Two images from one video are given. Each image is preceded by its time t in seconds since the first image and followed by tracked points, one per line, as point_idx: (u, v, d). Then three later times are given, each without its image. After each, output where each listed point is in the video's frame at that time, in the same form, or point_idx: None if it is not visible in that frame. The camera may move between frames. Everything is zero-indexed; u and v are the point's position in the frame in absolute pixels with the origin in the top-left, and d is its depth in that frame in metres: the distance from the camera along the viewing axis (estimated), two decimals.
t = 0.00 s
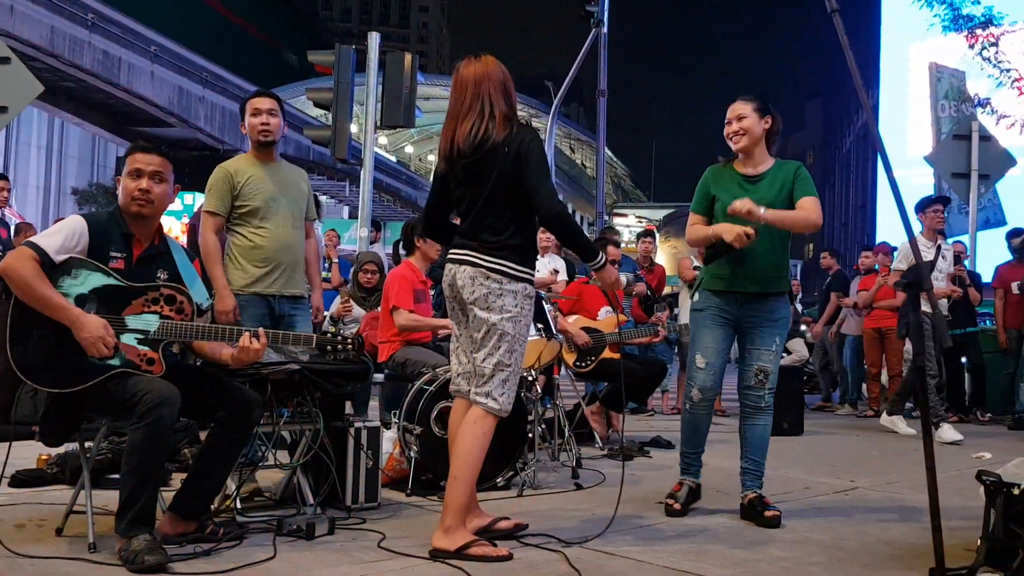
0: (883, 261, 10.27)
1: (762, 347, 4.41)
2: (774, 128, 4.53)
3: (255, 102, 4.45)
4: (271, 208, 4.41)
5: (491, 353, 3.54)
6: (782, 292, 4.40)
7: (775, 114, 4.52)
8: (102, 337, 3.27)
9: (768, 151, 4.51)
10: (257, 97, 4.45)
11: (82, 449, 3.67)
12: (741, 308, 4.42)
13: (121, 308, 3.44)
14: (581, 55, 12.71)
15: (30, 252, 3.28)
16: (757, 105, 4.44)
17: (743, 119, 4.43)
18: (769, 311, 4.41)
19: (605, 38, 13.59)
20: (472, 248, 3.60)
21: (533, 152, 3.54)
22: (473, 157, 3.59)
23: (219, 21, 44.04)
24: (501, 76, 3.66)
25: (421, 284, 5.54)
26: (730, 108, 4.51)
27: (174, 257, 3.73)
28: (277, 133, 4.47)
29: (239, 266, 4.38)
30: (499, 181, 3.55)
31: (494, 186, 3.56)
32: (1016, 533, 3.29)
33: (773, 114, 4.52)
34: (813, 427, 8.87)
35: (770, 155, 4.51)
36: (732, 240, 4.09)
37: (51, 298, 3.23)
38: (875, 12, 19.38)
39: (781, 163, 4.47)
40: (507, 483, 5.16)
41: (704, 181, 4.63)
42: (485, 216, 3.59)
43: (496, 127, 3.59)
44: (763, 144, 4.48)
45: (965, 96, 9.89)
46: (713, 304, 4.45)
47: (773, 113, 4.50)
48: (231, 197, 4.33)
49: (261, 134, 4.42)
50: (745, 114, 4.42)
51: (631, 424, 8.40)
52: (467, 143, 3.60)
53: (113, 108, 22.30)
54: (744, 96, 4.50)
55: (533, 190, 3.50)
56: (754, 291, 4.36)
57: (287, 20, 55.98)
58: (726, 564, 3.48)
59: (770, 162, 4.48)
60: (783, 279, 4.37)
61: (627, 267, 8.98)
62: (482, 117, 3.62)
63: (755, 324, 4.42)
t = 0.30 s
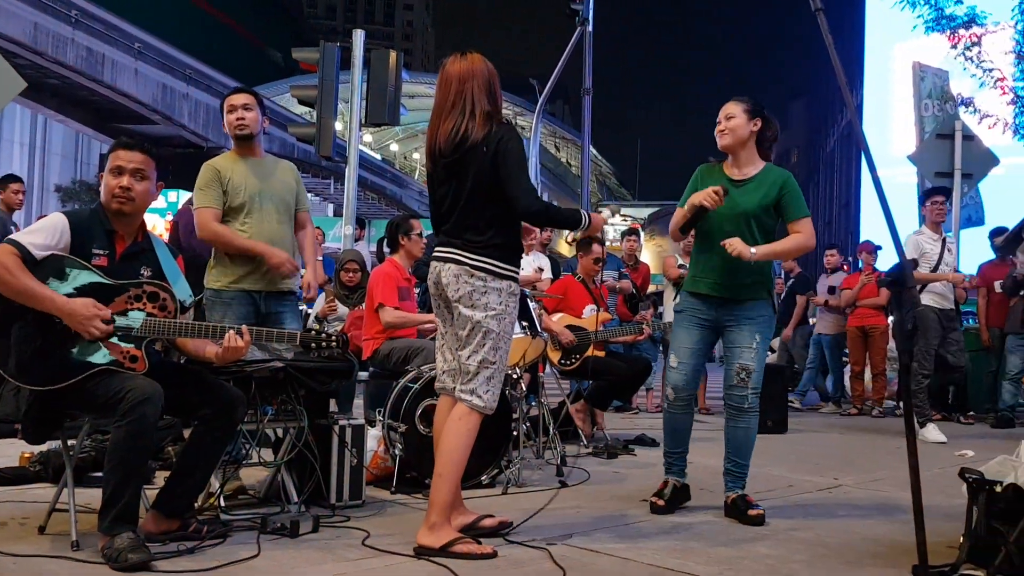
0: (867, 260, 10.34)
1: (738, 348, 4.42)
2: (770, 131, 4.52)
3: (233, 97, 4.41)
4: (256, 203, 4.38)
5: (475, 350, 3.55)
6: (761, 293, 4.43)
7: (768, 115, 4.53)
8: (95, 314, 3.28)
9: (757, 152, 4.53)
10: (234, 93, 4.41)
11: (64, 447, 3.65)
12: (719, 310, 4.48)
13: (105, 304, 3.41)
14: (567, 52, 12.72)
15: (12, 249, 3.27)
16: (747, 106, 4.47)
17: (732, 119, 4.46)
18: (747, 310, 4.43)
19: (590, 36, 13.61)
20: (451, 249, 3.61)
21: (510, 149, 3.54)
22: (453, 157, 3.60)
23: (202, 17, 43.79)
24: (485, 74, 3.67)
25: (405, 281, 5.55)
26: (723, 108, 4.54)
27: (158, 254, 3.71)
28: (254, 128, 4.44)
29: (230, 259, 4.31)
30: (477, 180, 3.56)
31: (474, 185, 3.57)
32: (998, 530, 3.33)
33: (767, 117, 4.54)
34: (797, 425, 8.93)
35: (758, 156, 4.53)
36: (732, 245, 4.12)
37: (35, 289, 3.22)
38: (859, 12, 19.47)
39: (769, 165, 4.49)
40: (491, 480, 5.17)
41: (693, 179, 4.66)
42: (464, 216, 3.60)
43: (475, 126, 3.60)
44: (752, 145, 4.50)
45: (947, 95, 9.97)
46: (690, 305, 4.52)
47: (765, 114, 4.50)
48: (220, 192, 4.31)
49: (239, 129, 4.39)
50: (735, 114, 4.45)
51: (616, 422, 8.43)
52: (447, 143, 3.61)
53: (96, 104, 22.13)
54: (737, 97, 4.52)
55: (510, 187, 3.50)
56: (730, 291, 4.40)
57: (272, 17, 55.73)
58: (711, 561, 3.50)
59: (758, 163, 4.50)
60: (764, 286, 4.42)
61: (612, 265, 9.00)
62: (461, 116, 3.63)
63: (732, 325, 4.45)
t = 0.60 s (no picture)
0: (852, 257, 10.40)
1: (714, 344, 4.41)
2: (739, 131, 4.57)
3: (215, 93, 4.37)
4: (243, 196, 4.36)
5: (460, 345, 3.54)
6: (726, 286, 4.43)
7: (738, 116, 4.55)
8: (68, 325, 3.26)
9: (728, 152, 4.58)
10: (217, 88, 4.38)
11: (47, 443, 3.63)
12: (690, 307, 4.49)
13: (85, 301, 3.37)
14: (555, 49, 12.72)
15: None
16: (718, 107, 4.48)
17: (702, 120, 4.47)
18: (718, 306, 4.43)
19: (577, 32, 13.60)
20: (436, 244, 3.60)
21: (495, 145, 3.51)
22: (439, 153, 3.59)
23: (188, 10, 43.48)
24: (473, 68, 3.65)
25: (392, 276, 5.52)
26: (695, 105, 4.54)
27: (140, 249, 3.68)
28: (238, 124, 4.40)
29: (220, 251, 4.25)
30: (460, 176, 3.55)
31: (458, 180, 3.56)
32: (980, 525, 3.36)
33: (738, 118, 4.56)
34: (782, 421, 8.96)
35: (728, 157, 4.58)
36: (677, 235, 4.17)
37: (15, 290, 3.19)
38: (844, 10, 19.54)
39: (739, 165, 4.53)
40: (478, 476, 5.16)
41: (663, 178, 4.70)
42: (448, 211, 3.59)
43: (460, 121, 3.58)
44: (723, 145, 4.53)
45: (932, 93, 10.02)
46: (660, 305, 4.56)
47: (735, 116, 4.54)
48: (208, 184, 4.27)
49: (222, 125, 4.35)
50: (704, 115, 4.46)
51: (603, 418, 8.44)
52: (432, 138, 3.60)
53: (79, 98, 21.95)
54: (709, 97, 4.54)
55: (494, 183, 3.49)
56: (698, 287, 4.43)
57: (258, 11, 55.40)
58: (696, 556, 3.51)
59: (727, 163, 4.55)
60: (732, 281, 4.44)
61: (599, 261, 9.00)
62: (449, 110, 3.61)
63: (704, 321, 4.46)
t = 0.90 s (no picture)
0: (835, 253, 10.46)
1: (677, 340, 4.43)
2: (698, 125, 4.56)
3: (201, 87, 4.33)
4: (225, 192, 4.33)
5: (442, 341, 3.53)
6: (687, 281, 4.45)
7: (697, 113, 4.56)
8: (47, 323, 3.23)
9: (686, 148, 4.58)
10: (202, 81, 4.34)
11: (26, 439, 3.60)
12: (652, 302, 4.53)
13: (66, 296, 3.34)
14: (540, 44, 12.71)
15: None
16: (673, 105, 4.51)
17: (657, 118, 4.51)
18: (678, 302, 4.45)
19: (563, 28, 13.60)
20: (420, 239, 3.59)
21: (479, 142, 3.51)
22: (421, 148, 3.58)
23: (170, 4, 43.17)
24: (459, 64, 3.65)
25: (376, 272, 5.50)
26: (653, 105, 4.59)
27: (121, 244, 3.67)
28: (225, 117, 4.37)
29: (202, 247, 4.22)
30: (443, 173, 3.55)
31: (441, 177, 3.56)
32: (960, 518, 3.39)
33: (696, 115, 4.56)
34: (765, 416, 9.01)
35: (685, 153, 4.58)
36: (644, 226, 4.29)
37: None
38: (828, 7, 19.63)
39: (696, 161, 4.54)
40: (461, 472, 5.16)
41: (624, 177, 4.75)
42: (431, 206, 3.59)
43: (443, 117, 3.57)
44: (680, 142, 4.55)
45: (915, 90, 10.08)
46: (624, 301, 4.57)
47: (693, 113, 4.54)
48: (190, 179, 4.22)
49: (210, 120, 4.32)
50: (659, 113, 4.50)
51: (587, 413, 8.46)
52: (415, 134, 3.58)
53: (60, 91, 21.74)
54: (667, 95, 4.57)
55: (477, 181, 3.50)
56: (657, 283, 4.46)
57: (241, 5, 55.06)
58: (679, 551, 3.52)
59: (684, 158, 4.55)
60: (689, 275, 4.45)
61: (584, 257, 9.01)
62: (433, 106, 3.59)
63: (666, 318, 4.47)
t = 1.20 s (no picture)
0: (823, 248, 10.48)
1: (651, 326, 4.42)
2: (665, 124, 4.58)
3: (191, 81, 4.29)
4: (214, 187, 4.30)
5: (432, 337, 3.52)
6: (662, 272, 4.43)
7: (665, 112, 4.57)
8: (40, 303, 3.21)
9: (653, 146, 4.60)
10: (192, 75, 4.31)
11: (11, 435, 3.57)
12: (628, 293, 4.51)
13: (51, 290, 3.31)
14: (530, 39, 12.69)
15: None
16: (640, 105, 4.53)
17: (625, 118, 4.53)
18: (653, 290, 4.44)
19: (552, 23, 13.58)
20: (411, 234, 3.57)
21: (472, 138, 3.52)
22: (413, 142, 3.56)
23: None
24: (451, 58, 3.64)
25: (365, 268, 5.48)
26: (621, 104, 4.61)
27: (107, 239, 3.63)
28: (216, 112, 4.34)
29: (192, 242, 4.19)
30: (433, 168, 3.53)
31: (431, 171, 3.54)
32: (947, 513, 3.40)
33: (664, 114, 4.58)
34: (753, 411, 9.03)
35: (653, 152, 4.60)
36: (617, 218, 4.30)
37: None
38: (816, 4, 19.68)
39: (664, 159, 4.56)
40: (450, 468, 5.15)
41: (596, 177, 4.76)
42: (421, 202, 3.57)
43: (437, 112, 3.56)
44: (648, 141, 4.56)
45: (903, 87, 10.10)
46: (602, 295, 4.58)
47: (660, 112, 4.56)
48: (179, 173, 4.17)
49: (201, 114, 4.29)
50: (626, 112, 4.52)
51: (575, 409, 8.47)
52: (407, 127, 3.56)
53: (46, 84, 21.60)
54: (634, 95, 4.59)
55: (468, 177, 3.49)
56: (632, 276, 4.47)
57: None
58: (667, 546, 3.52)
59: (652, 157, 4.57)
60: (665, 267, 4.43)
61: (573, 252, 9.01)
62: (426, 101, 3.58)
63: (641, 306, 4.47)
